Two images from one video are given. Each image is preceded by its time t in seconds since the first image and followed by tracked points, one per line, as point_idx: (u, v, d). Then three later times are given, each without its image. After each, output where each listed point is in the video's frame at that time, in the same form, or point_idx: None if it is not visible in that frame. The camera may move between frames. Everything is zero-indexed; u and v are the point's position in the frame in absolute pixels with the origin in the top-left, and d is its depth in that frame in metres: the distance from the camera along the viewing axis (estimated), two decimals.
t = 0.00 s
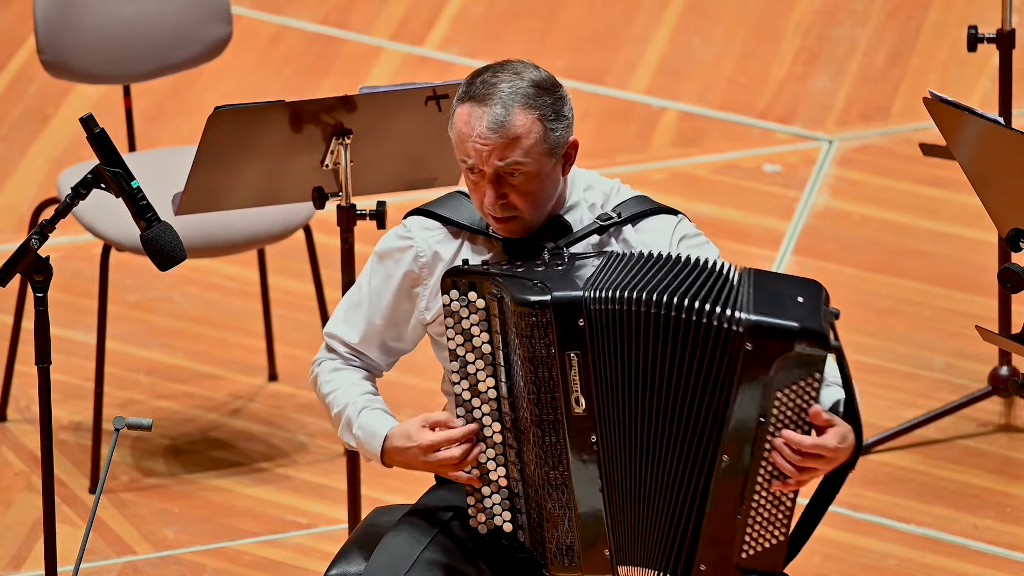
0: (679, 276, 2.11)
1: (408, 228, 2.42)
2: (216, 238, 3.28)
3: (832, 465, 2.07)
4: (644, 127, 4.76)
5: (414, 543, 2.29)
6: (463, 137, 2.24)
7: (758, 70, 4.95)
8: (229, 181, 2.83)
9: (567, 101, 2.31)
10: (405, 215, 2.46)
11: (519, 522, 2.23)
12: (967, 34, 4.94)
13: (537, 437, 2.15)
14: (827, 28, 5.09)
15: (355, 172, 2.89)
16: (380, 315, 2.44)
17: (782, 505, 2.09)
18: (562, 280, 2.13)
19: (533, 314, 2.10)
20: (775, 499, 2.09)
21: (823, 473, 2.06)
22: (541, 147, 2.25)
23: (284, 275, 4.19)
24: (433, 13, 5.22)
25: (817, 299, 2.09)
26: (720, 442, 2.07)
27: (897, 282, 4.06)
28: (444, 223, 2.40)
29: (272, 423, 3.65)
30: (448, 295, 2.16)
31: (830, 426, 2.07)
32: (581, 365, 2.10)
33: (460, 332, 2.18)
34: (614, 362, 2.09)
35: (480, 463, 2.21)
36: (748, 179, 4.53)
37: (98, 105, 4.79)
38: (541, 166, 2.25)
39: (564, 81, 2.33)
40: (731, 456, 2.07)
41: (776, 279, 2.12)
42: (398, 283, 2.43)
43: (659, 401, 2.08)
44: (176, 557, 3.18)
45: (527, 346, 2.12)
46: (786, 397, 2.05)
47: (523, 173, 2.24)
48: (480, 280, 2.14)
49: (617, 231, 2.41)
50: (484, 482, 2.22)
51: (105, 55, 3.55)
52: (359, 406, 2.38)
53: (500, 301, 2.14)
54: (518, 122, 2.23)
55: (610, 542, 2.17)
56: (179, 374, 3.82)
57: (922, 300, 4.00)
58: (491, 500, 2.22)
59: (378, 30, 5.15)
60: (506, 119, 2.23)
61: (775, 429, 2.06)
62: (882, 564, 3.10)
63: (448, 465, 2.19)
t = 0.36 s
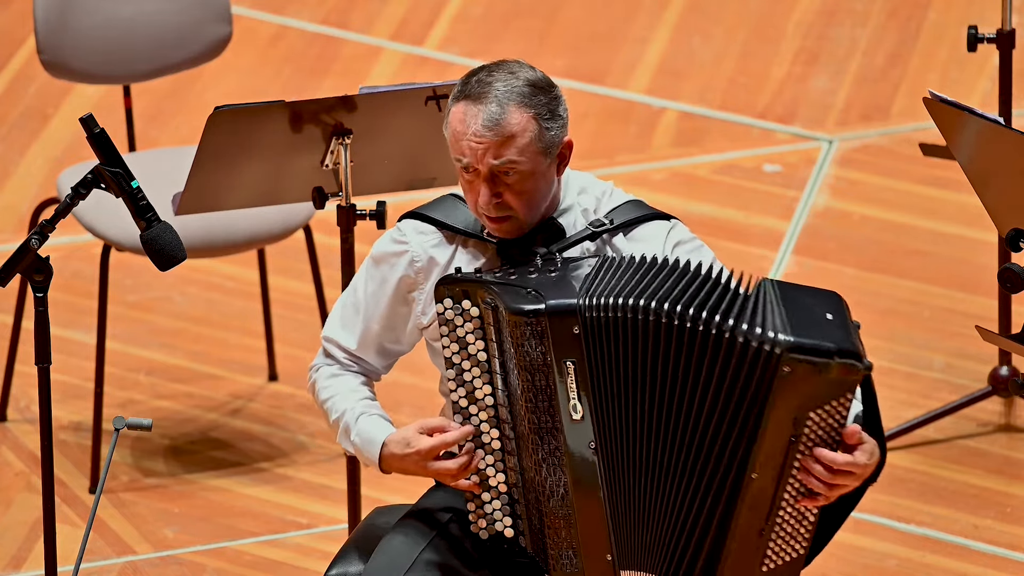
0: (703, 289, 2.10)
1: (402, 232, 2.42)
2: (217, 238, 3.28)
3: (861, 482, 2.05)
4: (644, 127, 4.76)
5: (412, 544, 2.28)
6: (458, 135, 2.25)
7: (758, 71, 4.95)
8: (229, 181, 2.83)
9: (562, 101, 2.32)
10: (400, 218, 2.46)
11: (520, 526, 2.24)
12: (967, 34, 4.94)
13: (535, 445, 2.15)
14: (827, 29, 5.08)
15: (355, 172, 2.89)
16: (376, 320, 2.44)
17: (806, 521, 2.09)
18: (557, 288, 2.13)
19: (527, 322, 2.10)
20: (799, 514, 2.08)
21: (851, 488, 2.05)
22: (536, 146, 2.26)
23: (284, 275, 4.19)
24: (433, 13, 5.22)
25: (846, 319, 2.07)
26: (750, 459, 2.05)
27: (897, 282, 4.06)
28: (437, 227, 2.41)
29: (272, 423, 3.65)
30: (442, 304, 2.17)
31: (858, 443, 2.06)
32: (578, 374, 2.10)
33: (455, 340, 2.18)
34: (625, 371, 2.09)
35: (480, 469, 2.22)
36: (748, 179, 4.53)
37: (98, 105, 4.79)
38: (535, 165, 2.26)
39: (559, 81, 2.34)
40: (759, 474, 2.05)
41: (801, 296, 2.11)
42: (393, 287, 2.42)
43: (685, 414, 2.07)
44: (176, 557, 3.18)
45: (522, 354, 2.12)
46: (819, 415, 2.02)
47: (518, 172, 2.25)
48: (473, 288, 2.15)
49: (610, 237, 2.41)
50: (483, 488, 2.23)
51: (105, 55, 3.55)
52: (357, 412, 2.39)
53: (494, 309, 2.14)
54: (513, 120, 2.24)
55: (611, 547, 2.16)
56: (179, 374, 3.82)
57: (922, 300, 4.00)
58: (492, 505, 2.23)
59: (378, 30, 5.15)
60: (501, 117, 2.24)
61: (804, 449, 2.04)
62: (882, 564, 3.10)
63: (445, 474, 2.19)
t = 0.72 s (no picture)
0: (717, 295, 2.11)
1: (391, 236, 2.41)
2: (217, 238, 3.28)
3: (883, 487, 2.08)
4: (644, 127, 4.76)
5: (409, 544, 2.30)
6: (443, 131, 2.25)
7: (758, 70, 4.95)
8: (228, 181, 2.83)
9: (546, 94, 2.32)
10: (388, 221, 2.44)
11: (519, 529, 2.21)
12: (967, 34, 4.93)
13: (532, 445, 2.14)
14: (827, 28, 5.08)
15: (355, 172, 2.89)
16: (368, 326, 2.43)
17: (826, 526, 2.10)
18: (548, 287, 2.13)
19: (519, 323, 2.10)
20: (820, 521, 2.09)
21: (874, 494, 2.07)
22: (522, 138, 2.26)
23: (284, 275, 4.19)
24: (433, 13, 5.21)
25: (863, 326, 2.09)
26: (776, 470, 2.05)
27: (897, 282, 4.06)
28: (426, 230, 2.40)
29: (272, 423, 3.65)
30: (435, 308, 2.16)
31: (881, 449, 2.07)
32: (570, 372, 2.10)
33: (449, 344, 2.17)
34: (631, 372, 2.08)
35: (477, 472, 2.20)
36: (748, 179, 4.53)
37: (98, 105, 4.79)
38: (522, 156, 2.26)
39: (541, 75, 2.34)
40: (786, 484, 2.05)
41: (820, 304, 2.13)
42: (385, 292, 2.41)
43: (706, 422, 2.07)
44: (176, 557, 3.18)
45: (515, 355, 2.11)
46: (845, 425, 2.03)
47: (505, 165, 2.24)
48: (466, 291, 2.14)
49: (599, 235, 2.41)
50: (482, 492, 2.21)
51: (105, 55, 3.55)
52: (355, 420, 2.38)
53: (487, 311, 2.13)
54: (498, 112, 2.24)
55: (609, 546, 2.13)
56: (179, 374, 3.82)
57: (922, 300, 4.00)
58: (491, 509, 2.21)
59: (378, 30, 5.14)
60: (486, 110, 2.24)
61: (830, 459, 2.05)
62: (882, 565, 3.10)
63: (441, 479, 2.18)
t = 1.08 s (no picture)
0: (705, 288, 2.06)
1: (373, 239, 2.42)
2: (217, 239, 3.28)
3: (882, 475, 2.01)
4: (644, 127, 4.76)
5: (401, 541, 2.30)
6: (409, 144, 2.27)
7: (759, 70, 4.95)
8: (229, 180, 2.83)
9: (509, 95, 2.32)
10: (372, 226, 2.47)
11: (507, 528, 2.17)
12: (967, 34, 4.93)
13: (512, 440, 2.11)
14: (827, 28, 5.08)
15: (356, 172, 2.89)
16: (352, 328, 2.44)
17: (829, 516, 2.02)
18: (524, 280, 2.11)
19: (496, 316, 2.08)
20: (825, 516, 2.02)
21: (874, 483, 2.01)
22: (486, 140, 2.24)
23: (284, 275, 4.19)
24: (433, 13, 5.21)
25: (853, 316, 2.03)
26: (776, 467, 1.98)
27: (897, 282, 4.06)
28: (407, 231, 2.41)
29: (271, 423, 3.65)
30: (415, 309, 2.12)
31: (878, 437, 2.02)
32: (547, 363, 2.07)
33: (431, 345, 2.13)
34: (609, 366, 2.05)
35: (461, 473, 2.16)
36: (748, 179, 4.53)
37: (98, 104, 4.79)
38: (487, 157, 2.23)
39: (504, 77, 2.34)
40: (788, 481, 1.98)
41: (811, 296, 2.07)
42: (367, 294, 2.43)
43: (696, 420, 2.01)
44: (176, 557, 3.18)
45: (494, 348, 2.09)
46: (844, 417, 1.97)
47: (470, 168, 2.23)
48: (445, 290, 2.10)
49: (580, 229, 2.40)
50: (467, 491, 2.17)
51: (105, 56, 3.55)
52: (331, 421, 2.39)
53: (466, 309, 2.10)
54: (459, 117, 2.25)
55: (594, 539, 2.11)
56: (179, 374, 3.82)
57: (922, 300, 4.00)
58: (478, 510, 2.17)
59: (378, 29, 5.14)
60: (448, 117, 2.25)
61: (830, 455, 1.98)
62: (882, 565, 3.10)
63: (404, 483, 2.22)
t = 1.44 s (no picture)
0: (653, 266, 2.13)
1: (364, 246, 2.42)
2: (216, 238, 3.28)
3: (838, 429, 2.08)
4: (645, 127, 4.76)
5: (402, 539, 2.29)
6: (384, 136, 2.26)
7: (759, 70, 4.95)
8: (228, 180, 2.83)
9: (487, 92, 2.33)
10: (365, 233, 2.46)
11: (494, 521, 2.23)
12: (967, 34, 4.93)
13: (489, 431, 2.17)
14: (827, 28, 5.08)
15: (355, 172, 2.89)
16: (346, 332, 2.45)
17: (799, 479, 2.09)
18: (502, 269, 2.14)
19: (471, 305, 2.12)
20: (791, 475, 2.09)
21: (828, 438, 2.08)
22: (462, 134, 2.26)
23: (284, 275, 4.19)
24: (433, 12, 5.21)
25: (789, 273, 2.10)
26: (730, 430, 2.07)
27: (897, 282, 4.06)
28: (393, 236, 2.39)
29: (271, 423, 3.65)
30: (403, 301, 2.16)
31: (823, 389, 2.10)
32: (521, 352, 2.12)
33: (419, 337, 2.17)
34: (566, 350, 2.11)
35: (452, 466, 2.21)
36: (748, 179, 4.53)
37: (98, 105, 4.79)
38: (464, 153, 2.25)
39: (482, 75, 2.36)
40: (744, 443, 2.07)
41: (745, 262, 2.13)
42: (358, 300, 2.43)
43: (650, 393, 2.08)
44: (176, 557, 3.18)
45: (469, 339, 2.13)
46: (786, 372, 2.05)
47: (447, 164, 2.24)
48: (429, 281, 2.14)
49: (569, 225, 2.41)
50: (458, 485, 2.22)
51: (105, 56, 3.55)
52: (336, 416, 2.42)
53: (446, 299, 2.14)
54: (433, 113, 2.25)
55: (569, 528, 2.18)
56: (179, 374, 3.82)
57: (922, 300, 4.00)
58: (469, 503, 2.22)
59: (378, 29, 5.14)
60: (422, 112, 2.25)
61: (782, 415, 2.06)
62: (882, 565, 3.10)
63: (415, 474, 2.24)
